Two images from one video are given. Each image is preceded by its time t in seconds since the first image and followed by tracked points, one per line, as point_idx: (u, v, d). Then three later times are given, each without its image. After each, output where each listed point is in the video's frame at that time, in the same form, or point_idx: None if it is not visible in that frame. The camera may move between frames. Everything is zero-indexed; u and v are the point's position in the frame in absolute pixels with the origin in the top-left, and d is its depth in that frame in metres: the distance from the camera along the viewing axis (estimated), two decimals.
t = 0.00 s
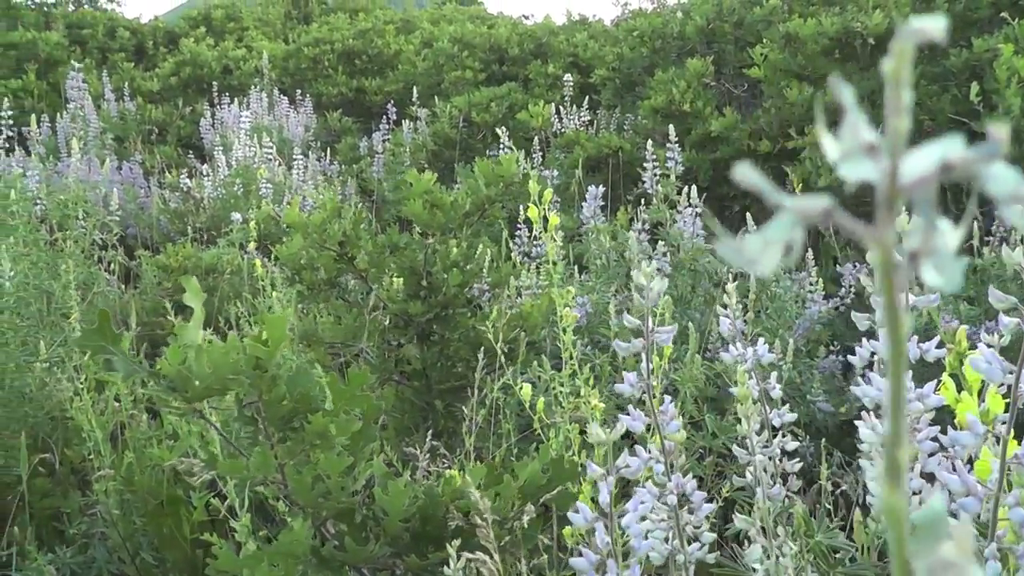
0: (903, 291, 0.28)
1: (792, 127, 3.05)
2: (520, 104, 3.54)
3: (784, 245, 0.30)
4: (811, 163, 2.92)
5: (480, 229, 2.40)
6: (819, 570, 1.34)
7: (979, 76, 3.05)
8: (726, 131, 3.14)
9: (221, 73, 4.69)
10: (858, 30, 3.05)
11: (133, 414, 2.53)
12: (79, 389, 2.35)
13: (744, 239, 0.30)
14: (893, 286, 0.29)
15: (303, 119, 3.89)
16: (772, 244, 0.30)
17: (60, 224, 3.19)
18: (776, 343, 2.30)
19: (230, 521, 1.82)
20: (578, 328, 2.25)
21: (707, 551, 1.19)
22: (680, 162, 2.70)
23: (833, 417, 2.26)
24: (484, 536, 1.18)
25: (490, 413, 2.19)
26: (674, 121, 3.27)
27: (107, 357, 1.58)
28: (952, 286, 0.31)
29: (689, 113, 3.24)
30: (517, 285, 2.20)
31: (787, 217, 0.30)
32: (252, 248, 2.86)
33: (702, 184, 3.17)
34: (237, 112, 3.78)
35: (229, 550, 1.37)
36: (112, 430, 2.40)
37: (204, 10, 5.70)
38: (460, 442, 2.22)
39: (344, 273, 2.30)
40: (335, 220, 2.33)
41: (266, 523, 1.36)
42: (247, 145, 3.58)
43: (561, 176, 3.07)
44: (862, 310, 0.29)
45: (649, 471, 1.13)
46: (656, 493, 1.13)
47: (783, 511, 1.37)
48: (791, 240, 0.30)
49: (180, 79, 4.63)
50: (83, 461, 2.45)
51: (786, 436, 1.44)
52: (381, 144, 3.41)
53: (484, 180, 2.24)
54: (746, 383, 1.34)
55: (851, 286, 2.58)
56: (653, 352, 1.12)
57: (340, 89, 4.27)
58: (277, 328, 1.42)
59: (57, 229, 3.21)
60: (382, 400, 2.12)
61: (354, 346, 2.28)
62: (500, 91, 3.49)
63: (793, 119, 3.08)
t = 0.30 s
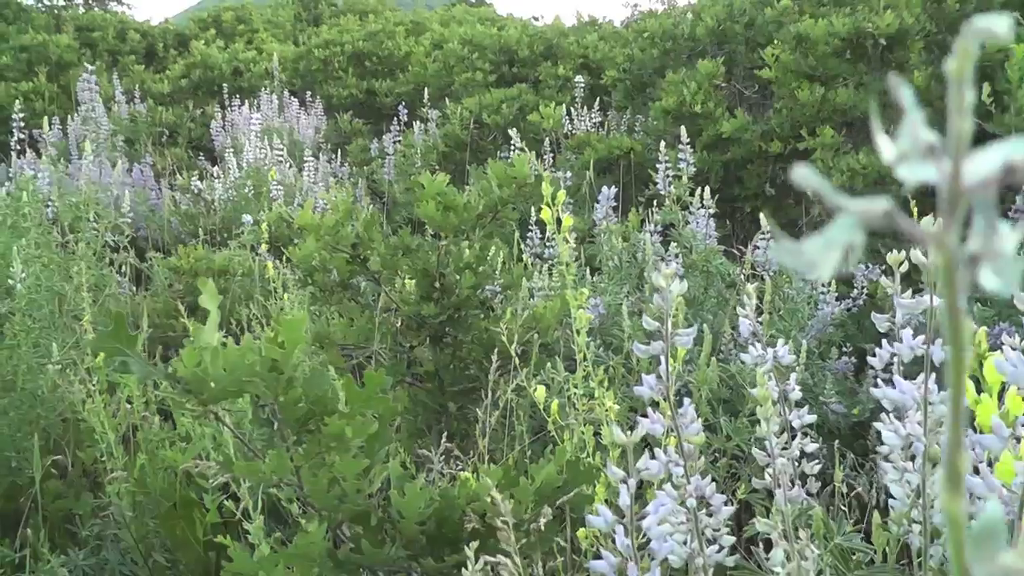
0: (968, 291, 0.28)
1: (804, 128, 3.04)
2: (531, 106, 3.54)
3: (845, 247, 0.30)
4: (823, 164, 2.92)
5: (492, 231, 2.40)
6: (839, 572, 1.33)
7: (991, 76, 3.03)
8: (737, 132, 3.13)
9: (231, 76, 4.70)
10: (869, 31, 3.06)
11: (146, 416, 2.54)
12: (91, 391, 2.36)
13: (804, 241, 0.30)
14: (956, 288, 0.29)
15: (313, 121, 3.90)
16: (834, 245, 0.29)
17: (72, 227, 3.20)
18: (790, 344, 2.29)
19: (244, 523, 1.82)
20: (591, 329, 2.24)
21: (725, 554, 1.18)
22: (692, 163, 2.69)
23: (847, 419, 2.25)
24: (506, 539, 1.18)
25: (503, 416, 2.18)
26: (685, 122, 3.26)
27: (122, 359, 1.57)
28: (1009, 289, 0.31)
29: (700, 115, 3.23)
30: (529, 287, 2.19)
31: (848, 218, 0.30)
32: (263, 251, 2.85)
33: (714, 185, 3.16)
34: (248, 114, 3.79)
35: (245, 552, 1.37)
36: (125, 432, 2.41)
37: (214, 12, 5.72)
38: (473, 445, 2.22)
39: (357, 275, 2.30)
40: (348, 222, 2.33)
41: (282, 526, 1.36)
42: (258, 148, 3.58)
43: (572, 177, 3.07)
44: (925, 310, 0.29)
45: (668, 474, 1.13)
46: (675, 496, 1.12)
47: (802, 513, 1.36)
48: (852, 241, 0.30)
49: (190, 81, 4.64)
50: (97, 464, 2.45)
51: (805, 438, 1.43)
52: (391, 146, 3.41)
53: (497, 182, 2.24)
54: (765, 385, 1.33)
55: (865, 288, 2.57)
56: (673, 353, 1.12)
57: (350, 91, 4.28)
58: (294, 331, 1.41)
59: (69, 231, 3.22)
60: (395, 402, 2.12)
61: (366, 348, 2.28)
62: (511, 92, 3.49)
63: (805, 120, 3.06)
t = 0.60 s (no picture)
0: None
1: (816, 129, 3.03)
2: (542, 107, 3.54)
3: (913, 251, 0.29)
4: (835, 166, 2.92)
5: (505, 232, 2.40)
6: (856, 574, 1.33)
7: (1005, 77, 3.01)
8: (749, 134, 3.13)
9: (243, 77, 4.71)
10: (882, 32, 3.05)
11: (159, 417, 2.54)
12: (105, 392, 2.37)
13: (873, 244, 0.30)
14: None
15: (325, 122, 3.91)
16: (901, 249, 0.30)
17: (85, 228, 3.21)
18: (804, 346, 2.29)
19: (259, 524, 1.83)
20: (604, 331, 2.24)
21: (747, 556, 1.18)
22: (705, 165, 2.69)
23: (860, 421, 2.24)
24: (528, 541, 1.18)
25: (516, 418, 2.18)
26: (696, 124, 3.26)
27: (139, 361, 1.50)
28: None
29: (711, 116, 3.22)
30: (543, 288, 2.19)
31: (917, 223, 0.30)
32: (275, 252, 2.86)
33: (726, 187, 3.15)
34: (260, 116, 3.80)
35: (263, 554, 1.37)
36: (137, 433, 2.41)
37: (225, 14, 5.74)
38: (487, 446, 2.22)
39: (371, 276, 2.30)
40: (361, 224, 2.33)
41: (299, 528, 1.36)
42: (270, 149, 3.59)
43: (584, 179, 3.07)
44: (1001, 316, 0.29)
45: (689, 476, 1.13)
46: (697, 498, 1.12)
47: (819, 515, 1.36)
48: (919, 246, 0.30)
49: (202, 83, 4.66)
50: (110, 465, 2.45)
51: (823, 440, 1.43)
52: (403, 147, 3.42)
53: (511, 184, 2.23)
54: (784, 386, 1.32)
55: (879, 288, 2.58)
56: (695, 355, 1.11)
57: (361, 92, 4.29)
58: (312, 332, 1.40)
59: (82, 233, 3.22)
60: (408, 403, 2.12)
61: (379, 350, 2.27)
62: (523, 94, 3.49)
63: (817, 121, 3.06)
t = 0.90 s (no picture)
0: None
1: (827, 128, 3.03)
2: (553, 108, 3.54)
3: (980, 245, 0.30)
4: (846, 165, 2.91)
5: (518, 232, 2.40)
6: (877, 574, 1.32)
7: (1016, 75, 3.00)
8: (760, 133, 3.12)
9: (252, 79, 4.72)
10: (893, 31, 3.05)
11: (173, 418, 2.54)
12: (119, 394, 2.37)
13: (938, 239, 0.31)
14: None
15: (335, 123, 3.92)
16: (969, 243, 0.30)
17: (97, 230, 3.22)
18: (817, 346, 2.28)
19: (274, 524, 1.83)
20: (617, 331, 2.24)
21: (768, 555, 1.18)
22: (718, 164, 2.68)
23: (873, 421, 2.24)
24: (551, 540, 1.18)
25: (530, 418, 2.18)
26: (707, 123, 3.26)
27: (158, 362, 1.50)
28: None
29: (722, 116, 3.22)
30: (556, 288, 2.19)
31: (984, 215, 0.30)
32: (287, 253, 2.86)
33: (737, 186, 3.15)
34: (271, 117, 3.81)
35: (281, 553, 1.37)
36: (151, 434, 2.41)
37: (235, 17, 5.76)
38: (501, 447, 2.22)
39: (384, 277, 2.31)
40: (374, 225, 2.33)
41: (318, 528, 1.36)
42: (281, 151, 3.60)
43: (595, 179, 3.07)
44: None
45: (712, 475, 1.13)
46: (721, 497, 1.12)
47: (837, 515, 1.36)
48: (986, 239, 0.30)
49: (212, 85, 4.67)
50: (123, 466, 2.46)
51: (842, 440, 1.42)
52: (414, 148, 3.42)
53: (524, 184, 2.23)
54: (804, 386, 1.32)
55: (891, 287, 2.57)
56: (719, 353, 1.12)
57: (371, 94, 4.30)
58: (332, 333, 1.41)
59: (94, 235, 3.23)
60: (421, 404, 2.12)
61: (392, 350, 2.27)
62: (533, 94, 3.50)
63: (828, 120, 3.05)
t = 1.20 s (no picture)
0: None
1: (840, 128, 3.02)
2: (564, 108, 3.55)
3: None
4: (860, 165, 2.91)
5: (534, 233, 2.40)
6: None
7: None
8: (772, 133, 3.12)
9: (264, 80, 4.74)
10: (906, 30, 3.04)
11: (188, 419, 2.55)
12: (134, 394, 2.38)
13: None
14: None
15: (346, 124, 3.93)
16: None
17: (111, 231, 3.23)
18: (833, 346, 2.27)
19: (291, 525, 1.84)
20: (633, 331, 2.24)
21: (793, 557, 1.17)
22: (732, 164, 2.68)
23: (888, 422, 2.24)
24: (582, 543, 1.18)
25: (545, 419, 2.18)
26: (719, 124, 3.26)
27: (181, 363, 1.51)
28: None
29: (734, 116, 3.22)
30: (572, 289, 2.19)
31: None
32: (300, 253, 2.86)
33: (749, 186, 3.15)
34: (283, 118, 3.82)
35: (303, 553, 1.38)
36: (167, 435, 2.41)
37: (245, 18, 5.78)
38: (517, 447, 2.22)
39: (399, 278, 2.31)
40: (390, 225, 2.34)
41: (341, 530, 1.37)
42: (293, 151, 3.61)
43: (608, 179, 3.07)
44: None
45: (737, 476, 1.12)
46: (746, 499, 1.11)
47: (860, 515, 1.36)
48: None
49: (224, 86, 4.69)
50: (138, 467, 2.46)
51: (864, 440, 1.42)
52: (426, 149, 3.43)
53: (540, 185, 2.24)
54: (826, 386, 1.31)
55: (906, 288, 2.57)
56: (744, 356, 1.11)
57: (382, 94, 4.31)
58: (355, 333, 1.41)
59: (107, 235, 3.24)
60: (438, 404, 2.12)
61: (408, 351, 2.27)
62: (545, 95, 3.52)
63: (841, 120, 3.05)
